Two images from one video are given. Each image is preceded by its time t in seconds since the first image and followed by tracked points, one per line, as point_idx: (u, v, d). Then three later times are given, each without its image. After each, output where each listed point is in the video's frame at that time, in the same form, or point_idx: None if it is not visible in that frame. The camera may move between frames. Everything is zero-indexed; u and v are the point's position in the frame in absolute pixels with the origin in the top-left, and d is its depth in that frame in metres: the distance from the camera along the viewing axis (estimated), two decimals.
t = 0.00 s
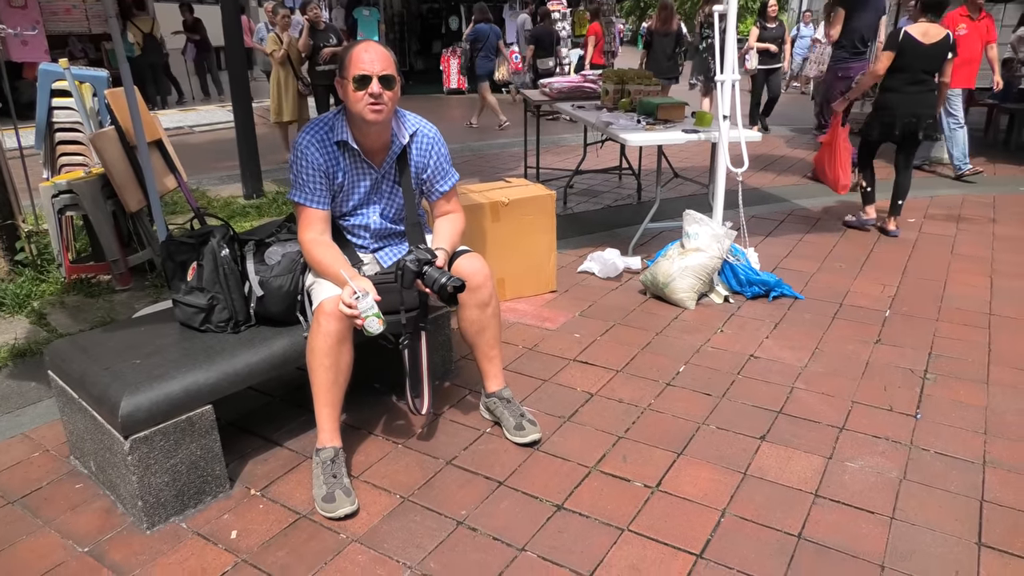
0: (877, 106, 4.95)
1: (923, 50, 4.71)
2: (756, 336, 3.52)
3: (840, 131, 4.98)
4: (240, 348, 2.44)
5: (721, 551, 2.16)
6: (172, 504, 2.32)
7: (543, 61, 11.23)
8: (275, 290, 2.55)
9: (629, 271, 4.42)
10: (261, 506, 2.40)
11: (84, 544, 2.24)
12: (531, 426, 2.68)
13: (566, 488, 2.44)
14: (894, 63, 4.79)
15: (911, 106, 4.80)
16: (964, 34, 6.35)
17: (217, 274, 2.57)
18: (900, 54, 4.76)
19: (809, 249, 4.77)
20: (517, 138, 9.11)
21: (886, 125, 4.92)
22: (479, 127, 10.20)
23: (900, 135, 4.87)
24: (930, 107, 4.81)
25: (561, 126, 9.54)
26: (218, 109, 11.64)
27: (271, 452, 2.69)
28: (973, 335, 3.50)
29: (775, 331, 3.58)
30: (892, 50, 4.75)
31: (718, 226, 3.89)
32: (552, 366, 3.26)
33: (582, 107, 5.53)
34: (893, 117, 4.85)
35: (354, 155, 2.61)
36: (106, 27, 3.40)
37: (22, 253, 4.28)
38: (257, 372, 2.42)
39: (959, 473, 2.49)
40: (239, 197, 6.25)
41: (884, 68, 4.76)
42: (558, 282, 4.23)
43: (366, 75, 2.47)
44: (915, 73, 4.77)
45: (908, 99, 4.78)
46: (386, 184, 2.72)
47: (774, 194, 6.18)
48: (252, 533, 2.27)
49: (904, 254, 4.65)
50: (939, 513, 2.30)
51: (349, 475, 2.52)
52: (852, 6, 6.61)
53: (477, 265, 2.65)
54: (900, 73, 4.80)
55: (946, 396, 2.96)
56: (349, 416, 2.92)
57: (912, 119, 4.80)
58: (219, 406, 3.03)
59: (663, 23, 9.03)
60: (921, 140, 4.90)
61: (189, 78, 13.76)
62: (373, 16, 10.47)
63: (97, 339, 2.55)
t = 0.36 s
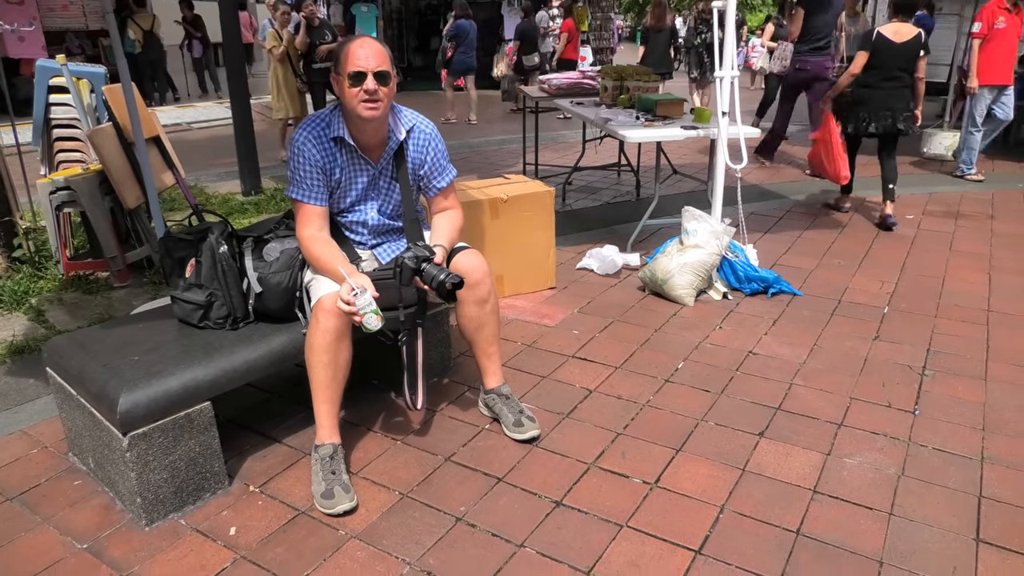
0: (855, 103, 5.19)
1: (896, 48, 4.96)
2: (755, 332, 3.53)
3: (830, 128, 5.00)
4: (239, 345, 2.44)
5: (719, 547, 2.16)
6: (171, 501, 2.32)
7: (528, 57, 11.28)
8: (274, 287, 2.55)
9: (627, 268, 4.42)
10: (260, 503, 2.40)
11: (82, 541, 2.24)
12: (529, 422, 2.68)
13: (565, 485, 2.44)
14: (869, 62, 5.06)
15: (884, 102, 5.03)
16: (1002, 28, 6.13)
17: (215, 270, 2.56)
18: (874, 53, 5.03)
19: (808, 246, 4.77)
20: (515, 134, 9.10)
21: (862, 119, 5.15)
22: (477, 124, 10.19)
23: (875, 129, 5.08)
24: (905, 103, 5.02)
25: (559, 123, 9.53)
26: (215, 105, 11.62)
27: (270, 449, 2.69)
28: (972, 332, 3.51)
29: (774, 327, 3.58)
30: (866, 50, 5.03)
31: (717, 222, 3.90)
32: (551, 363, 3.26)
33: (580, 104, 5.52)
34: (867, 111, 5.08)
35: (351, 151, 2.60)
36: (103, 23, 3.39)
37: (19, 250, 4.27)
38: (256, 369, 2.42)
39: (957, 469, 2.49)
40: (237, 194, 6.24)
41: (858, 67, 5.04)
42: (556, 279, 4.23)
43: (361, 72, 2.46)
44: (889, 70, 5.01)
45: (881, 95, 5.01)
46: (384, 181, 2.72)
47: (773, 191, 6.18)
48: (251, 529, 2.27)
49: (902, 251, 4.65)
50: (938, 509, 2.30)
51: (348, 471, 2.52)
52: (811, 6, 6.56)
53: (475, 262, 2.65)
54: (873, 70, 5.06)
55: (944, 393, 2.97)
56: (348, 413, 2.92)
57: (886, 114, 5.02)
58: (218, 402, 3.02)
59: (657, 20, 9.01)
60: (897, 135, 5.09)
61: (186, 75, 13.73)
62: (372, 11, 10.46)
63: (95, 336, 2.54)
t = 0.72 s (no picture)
0: (841, 89, 5.57)
1: (879, 39, 5.31)
2: (753, 329, 3.53)
3: (815, 114, 4.87)
4: (237, 342, 2.44)
5: (717, 544, 2.16)
6: (169, 499, 2.32)
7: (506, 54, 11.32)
8: (272, 285, 2.55)
9: (626, 265, 4.41)
10: (259, 501, 2.40)
11: (80, 540, 2.23)
12: (528, 420, 2.68)
13: (564, 482, 2.44)
14: (854, 51, 5.41)
15: (866, 90, 5.41)
16: None
17: (213, 268, 2.56)
18: (859, 43, 5.38)
19: (807, 243, 4.77)
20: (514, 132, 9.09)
21: (847, 106, 5.50)
22: (476, 121, 10.19)
23: (858, 116, 5.47)
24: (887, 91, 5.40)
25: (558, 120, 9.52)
26: (214, 103, 11.59)
27: (268, 447, 2.69)
28: (970, 328, 3.51)
29: (772, 324, 3.58)
30: (851, 40, 5.37)
31: (715, 220, 3.90)
32: (549, 360, 3.26)
33: (578, 101, 5.51)
34: (851, 99, 5.45)
35: (349, 149, 2.60)
36: (101, 21, 3.39)
37: (17, 247, 4.27)
38: (254, 367, 2.42)
39: (955, 466, 2.49)
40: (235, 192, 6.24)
41: (843, 57, 5.40)
42: (555, 276, 4.23)
43: (358, 70, 2.46)
44: (873, 60, 5.36)
45: (865, 83, 5.37)
46: (382, 179, 2.71)
47: (772, 187, 6.18)
48: (250, 527, 2.28)
49: (901, 248, 4.65)
50: (937, 505, 2.30)
51: (347, 469, 2.52)
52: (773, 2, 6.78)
53: (473, 260, 2.65)
54: (857, 60, 5.41)
55: (942, 389, 2.97)
56: (347, 411, 2.91)
57: (869, 102, 5.40)
58: (216, 400, 3.02)
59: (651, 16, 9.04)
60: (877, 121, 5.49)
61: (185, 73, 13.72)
62: (370, 9, 10.26)
63: (93, 334, 2.54)
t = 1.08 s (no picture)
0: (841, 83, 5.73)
1: (879, 34, 5.50)
2: (752, 327, 3.52)
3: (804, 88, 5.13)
4: (235, 340, 2.44)
5: (716, 541, 2.16)
6: (167, 497, 2.32)
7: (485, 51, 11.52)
8: (269, 282, 2.54)
9: (624, 262, 4.41)
10: (257, 499, 2.39)
11: (78, 538, 2.23)
12: (526, 418, 2.68)
13: (562, 480, 2.44)
14: (854, 45, 5.57)
15: (867, 82, 5.59)
16: None
17: (210, 266, 2.56)
18: (860, 38, 5.55)
19: (805, 240, 4.76)
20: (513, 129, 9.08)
21: (848, 99, 5.67)
22: (475, 118, 10.18)
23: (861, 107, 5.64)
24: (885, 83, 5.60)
25: (557, 118, 9.52)
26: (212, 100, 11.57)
27: (266, 445, 2.69)
28: (969, 326, 3.51)
29: (771, 321, 3.58)
30: (853, 34, 5.52)
31: (713, 217, 3.90)
32: (548, 358, 3.26)
33: (577, 98, 5.51)
34: (854, 91, 5.62)
35: (346, 146, 2.60)
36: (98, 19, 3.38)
37: (14, 245, 4.26)
38: (251, 364, 2.41)
39: (953, 463, 2.49)
40: (233, 189, 6.23)
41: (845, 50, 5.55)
42: (553, 274, 4.22)
43: (356, 67, 2.45)
44: (872, 54, 5.54)
45: (865, 76, 5.55)
46: (379, 176, 2.71)
47: (770, 185, 6.19)
48: (248, 525, 2.27)
49: (899, 245, 4.65)
50: (934, 502, 2.31)
51: (345, 467, 2.52)
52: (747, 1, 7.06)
53: (471, 257, 2.64)
54: (856, 53, 5.58)
55: (940, 387, 2.97)
56: (345, 409, 2.91)
57: (870, 93, 5.59)
58: (214, 398, 3.02)
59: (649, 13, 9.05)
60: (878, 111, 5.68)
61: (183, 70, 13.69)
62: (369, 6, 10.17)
63: (90, 332, 2.54)
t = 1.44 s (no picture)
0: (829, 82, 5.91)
1: (862, 32, 5.69)
2: (750, 325, 3.53)
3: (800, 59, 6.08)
4: (233, 338, 2.44)
5: (713, 539, 2.17)
6: (165, 494, 2.32)
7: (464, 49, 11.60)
8: (267, 281, 2.53)
9: (623, 260, 4.41)
10: (255, 497, 2.39)
11: (76, 535, 2.23)
12: (524, 416, 2.69)
13: (561, 478, 2.45)
14: (840, 44, 5.77)
15: (854, 79, 5.74)
16: None
17: (209, 264, 2.56)
18: (845, 37, 5.75)
19: (803, 238, 4.77)
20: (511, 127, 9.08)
21: (837, 95, 5.83)
22: (473, 115, 10.17)
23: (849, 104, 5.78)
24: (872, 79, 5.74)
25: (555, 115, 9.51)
26: (210, 97, 11.56)
27: (265, 443, 2.69)
28: (967, 323, 3.51)
29: (769, 319, 3.59)
30: (838, 34, 5.74)
31: (712, 215, 3.90)
32: (546, 356, 3.26)
33: (575, 96, 5.51)
34: (841, 88, 5.78)
35: (344, 145, 2.59)
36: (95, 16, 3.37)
37: (12, 243, 4.26)
38: (250, 362, 2.41)
39: (950, 461, 2.50)
40: (232, 186, 6.22)
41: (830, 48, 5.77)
42: (552, 272, 4.22)
43: (354, 66, 2.44)
44: (856, 52, 5.74)
45: (851, 73, 5.73)
46: (378, 174, 2.70)
47: (769, 182, 6.19)
48: (246, 523, 2.27)
49: (897, 243, 4.66)
50: (932, 500, 2.31)
51: (343, 465, 2.52)
52: None
53: (469, 255, 2.64)
54: (841, 53, 5.79)
55: (937, 385, 2.98)
56: (343, 407, 2.91)
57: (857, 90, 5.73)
58: (212, 396, 3.01)
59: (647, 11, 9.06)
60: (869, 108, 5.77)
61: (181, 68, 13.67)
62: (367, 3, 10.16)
63: (88, 329, 2.53)
